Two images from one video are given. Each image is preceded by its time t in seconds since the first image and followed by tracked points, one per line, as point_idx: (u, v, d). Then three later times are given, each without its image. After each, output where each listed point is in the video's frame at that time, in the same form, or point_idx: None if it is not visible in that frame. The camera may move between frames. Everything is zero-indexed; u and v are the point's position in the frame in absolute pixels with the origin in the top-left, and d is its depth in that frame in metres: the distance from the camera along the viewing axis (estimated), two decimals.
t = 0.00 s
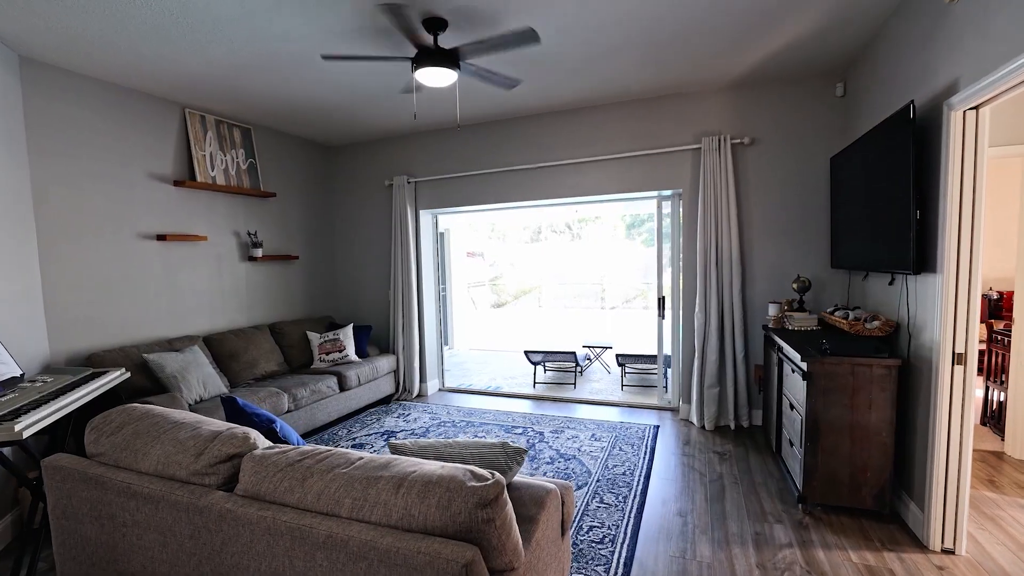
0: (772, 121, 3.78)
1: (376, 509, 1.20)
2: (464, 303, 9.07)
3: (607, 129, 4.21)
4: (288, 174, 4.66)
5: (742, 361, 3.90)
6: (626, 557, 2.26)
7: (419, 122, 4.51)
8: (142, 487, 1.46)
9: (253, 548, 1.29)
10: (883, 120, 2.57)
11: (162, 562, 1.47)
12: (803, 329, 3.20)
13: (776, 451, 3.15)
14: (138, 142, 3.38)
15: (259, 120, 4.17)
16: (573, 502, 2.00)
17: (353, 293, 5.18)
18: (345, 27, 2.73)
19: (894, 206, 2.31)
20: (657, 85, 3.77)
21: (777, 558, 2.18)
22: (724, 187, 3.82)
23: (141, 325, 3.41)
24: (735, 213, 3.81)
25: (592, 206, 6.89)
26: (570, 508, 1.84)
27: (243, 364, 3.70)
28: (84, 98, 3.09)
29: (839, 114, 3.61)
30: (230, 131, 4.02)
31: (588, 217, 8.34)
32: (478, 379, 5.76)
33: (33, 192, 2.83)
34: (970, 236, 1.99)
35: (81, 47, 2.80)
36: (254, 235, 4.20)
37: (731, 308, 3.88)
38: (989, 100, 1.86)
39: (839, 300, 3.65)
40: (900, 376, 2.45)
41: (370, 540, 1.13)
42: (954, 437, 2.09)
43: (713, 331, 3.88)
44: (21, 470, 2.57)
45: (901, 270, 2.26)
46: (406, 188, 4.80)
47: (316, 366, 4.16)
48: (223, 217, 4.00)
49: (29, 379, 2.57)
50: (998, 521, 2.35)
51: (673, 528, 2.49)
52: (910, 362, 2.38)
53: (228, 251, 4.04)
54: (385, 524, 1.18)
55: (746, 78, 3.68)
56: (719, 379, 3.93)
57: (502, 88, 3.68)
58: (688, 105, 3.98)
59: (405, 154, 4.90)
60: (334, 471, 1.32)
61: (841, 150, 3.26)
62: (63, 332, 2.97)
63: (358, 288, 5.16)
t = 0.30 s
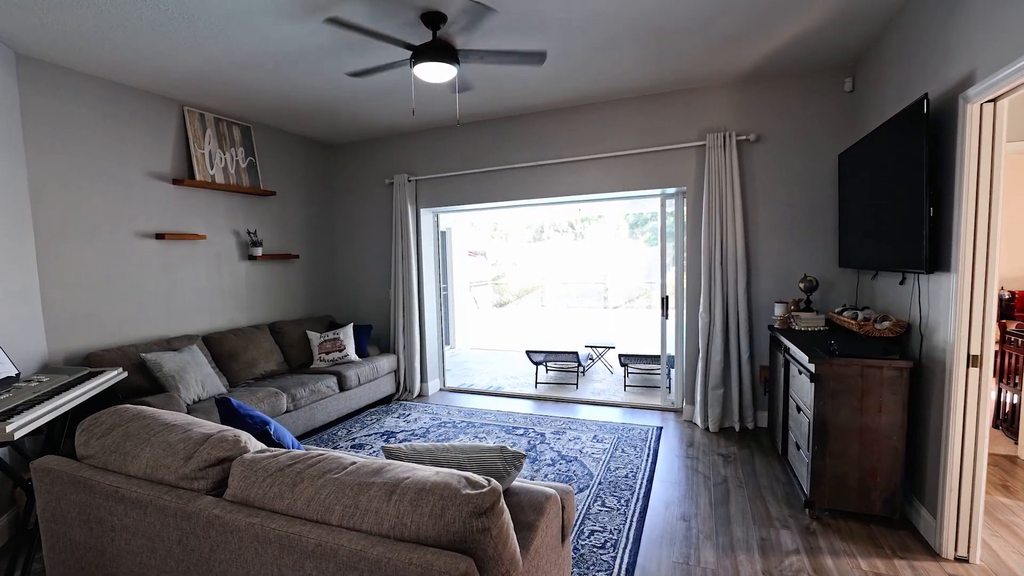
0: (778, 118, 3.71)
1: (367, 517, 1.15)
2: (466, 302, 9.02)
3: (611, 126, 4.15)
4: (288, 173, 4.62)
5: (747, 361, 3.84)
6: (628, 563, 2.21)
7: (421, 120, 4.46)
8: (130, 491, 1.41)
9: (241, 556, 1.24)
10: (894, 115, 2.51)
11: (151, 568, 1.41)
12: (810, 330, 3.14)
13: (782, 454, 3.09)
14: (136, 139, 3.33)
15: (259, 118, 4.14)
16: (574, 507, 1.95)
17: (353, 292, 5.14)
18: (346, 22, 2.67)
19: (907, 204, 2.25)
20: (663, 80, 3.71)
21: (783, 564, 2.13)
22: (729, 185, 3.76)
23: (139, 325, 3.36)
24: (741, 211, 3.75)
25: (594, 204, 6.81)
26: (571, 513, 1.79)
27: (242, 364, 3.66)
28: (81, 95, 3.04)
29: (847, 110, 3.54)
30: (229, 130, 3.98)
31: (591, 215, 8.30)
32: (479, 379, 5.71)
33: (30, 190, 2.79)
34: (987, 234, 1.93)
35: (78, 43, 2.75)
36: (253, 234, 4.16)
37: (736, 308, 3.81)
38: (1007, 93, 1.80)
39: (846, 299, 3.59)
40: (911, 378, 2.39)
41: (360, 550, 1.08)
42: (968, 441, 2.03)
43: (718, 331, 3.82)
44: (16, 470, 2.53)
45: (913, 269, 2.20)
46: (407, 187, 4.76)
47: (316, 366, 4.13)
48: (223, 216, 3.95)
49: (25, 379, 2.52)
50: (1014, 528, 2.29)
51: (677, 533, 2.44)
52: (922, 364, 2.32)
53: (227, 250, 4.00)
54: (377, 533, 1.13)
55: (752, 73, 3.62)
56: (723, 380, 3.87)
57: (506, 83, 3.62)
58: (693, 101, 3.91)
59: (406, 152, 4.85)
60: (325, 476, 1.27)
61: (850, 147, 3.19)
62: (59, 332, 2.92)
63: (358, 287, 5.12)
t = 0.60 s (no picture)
0: (785, 114, 3.65)
1: (360, 523, 1.11)
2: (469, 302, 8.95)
3: (615, 123, 4.10)
4: (290, 171, 4.60)
5: (754, 362, 3.77)
6: (632, 568, 2.16)
7: (423, 117, 4.43)
8: (119, 494, 1.36)
9: (231, 563, 1.20)
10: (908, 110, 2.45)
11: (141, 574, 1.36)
12: (818, 331, 3.08)
13: (789, 457, 3.03)
14: (136, 136, 3.31)
15: (260, 116, 4.11)
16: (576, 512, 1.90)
17: (355, 291, 5.11)
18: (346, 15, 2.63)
19: (921, 201, 2.19)
20: (668, 76, 3.65)
21: (792, 571, 2.08)
22: (736, 182, 3.70)
23: (139, 325, 3.32)
24: (747, 208, 3.69)
25: (597, 203, 6.75)
26: (573, 518, 1.75)
27: (242, 363, 3.64)
28: (80, 92, 3.02)
29: (857, 106, 3.47)
30: (229, 128, 3.95)
31: (595, 215, 8.30)
32: (481, 379, 5.67)
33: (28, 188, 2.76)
34: (1006, 231, 1.87)
35: (76, 39, 2.72)
36: (254, 233, 4.13)
37: (742, 308, 3.75)
38: None
39: (855, 299, 3.52)
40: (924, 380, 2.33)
41: (352, 558, 1.04)
42: (983, 446, 1.97)
43: (724, 331, 3.76)
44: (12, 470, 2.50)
45: (928, 268, 2.14)
46: (409, 185, 4.72)
47: (317, 365, 4.10)
48: (223, 214, 3.93)
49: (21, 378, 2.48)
50: None
51: (682, 538, 2.39)
52: (936, 366, 2.25)
53: (228, 249, 3.97)
54: (369, 541, 1.09)
55: (759, 68, 3.56)
56: (729, 381, 3.81)
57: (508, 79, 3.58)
58: (699, 97, 3.85)
59: (408, 150, 4.82)
60: (317, 480, 1.23)
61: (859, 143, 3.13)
62: (57, 331, 2.89)
63: (360, 286, 5.09)
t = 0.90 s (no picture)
0: (794, 110, 3.59)
1: (352, 529, 1.08)
2: (473, 300, 8.63)
3: (620, 120, 4.05)
4: (292, 170, 4.58)
5: (761, 362, 3.71)
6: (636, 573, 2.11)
7: (425, 115, 4.39)
8: (109, 497, 1.32)
9: (221, 570, 1.16)
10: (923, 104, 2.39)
11: None
12: (828, 331, 3.02)
13: (798, 460, 2.97)
14: (135, 134, 3.28)
15: (261, 114, 4.09)
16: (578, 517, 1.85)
17: (358, 290, 5.08)
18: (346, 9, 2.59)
19: (937, 197, 2.13)
20: (674, 71, 3.59)
21: None
22: (743, 179, 3.64)
23: (140, 323, 3.31)
24: (755, 206, 3.63)
25: (602, 201, 6.75)
26: (575, 523, 1.71)
27: (244, 363, 3.62)
28: (81, 90, 3.01)
29: (869, 101, 3.39)
30: (231, 126, 3.93)
31: (600, 214, 8.40)
32: (485, 379, 5.63)
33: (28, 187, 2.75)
34: None
35: (74, 36, 2.69)
36: (256, 231, 4.11)
37: (750, 307, 3.69)
38: None
39: (866, 299, 3.45)
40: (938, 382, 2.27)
41: (342, 567, 1.00)
42: (1000, 451, 1.91)
43: (731, 331, 3.70)
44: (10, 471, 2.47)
45: (944, 267, 2.08)
46: (411, 183, 4.69)
47: (319, 365, 4.07)
48: (225, 213, 3.91)
49: (20, 377, 2.47)
50: None
51: (688, 542, 2.34)
52: (951, 368, 2.19)
53: (230, 248, 3.95)
54: (361, 549, 1.05)
55: (767, 62, 3.49)
56: (736, 382, 3.75)
57: (511, 75, 3.53)
58: (706, 93, 3.79)
59: (411, 148, 4.78)
60: (310, 484, 1.20)
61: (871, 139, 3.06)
62: (58, 330, 2.87)
63: (363, 285, 5.06)
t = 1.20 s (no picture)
0: (804, 105, 3.52)
1: (343, 537, 1.04)
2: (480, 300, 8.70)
3: (626, 116, 3.99)
4: (295, 168, 4.56)
5: (770, 363, 3.64)
6: None
7: (429, 112, 4.36)
8: (99, 500, 1.29)
9: None
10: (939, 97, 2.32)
11: None
12: (840, 331, 2.98)
13: (808, 463, 2.91)
14: (138, 133, 3.28)
15: (264, 112, 4.07)
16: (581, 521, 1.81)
17: (361, 290, 5.06)
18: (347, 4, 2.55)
19: (955, 193, 2.06)
20: (681, 66, 3.53)
21: None
22: (752, 176, 3.57)
23: (142, 322, 3.30)
24: (764, 203, 3.56)
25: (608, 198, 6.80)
26: (578, 527, 1.66)
27: (247, 362, 3.60)
28: (82, 89, 3.00)
29: (881, 95, 3.31)
30: (234, 124, 3.92)
31: (607, 212, 8.46)
32: (490, 379, 5.60)
33: (31, 186, 2.74)
34: None
35: (76, 35, 2.68)
36: (259, 230, 4.10)
37: (758, 307, 3.62)
38: None
39: (878, 298, 3.37)
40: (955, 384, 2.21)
41: None
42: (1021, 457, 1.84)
43: (739, 331, 3.63)
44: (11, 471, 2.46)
45: (963, 265, 2.01)
46: (415, 181, 4.66)
47: (322, 364, 4.05)
48: (228, 212, 3.90)
49: (20, 376, 2.45)
50: None
51: (695, 547, 2.29)
52: (969, 370, 2.13)
53: (233, 247, 3.94)
54: (353, 557, 1.02)
55: (776, 56, 3.42)
56: (744, 383, 3.69)
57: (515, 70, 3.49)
58: (713, 89, 3.73)
59: (415, 146, 4.75)
60: (301, 488, 1.16)
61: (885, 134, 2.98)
62: (61, 329, 2.87)
63: (367, 284, 5.04)
